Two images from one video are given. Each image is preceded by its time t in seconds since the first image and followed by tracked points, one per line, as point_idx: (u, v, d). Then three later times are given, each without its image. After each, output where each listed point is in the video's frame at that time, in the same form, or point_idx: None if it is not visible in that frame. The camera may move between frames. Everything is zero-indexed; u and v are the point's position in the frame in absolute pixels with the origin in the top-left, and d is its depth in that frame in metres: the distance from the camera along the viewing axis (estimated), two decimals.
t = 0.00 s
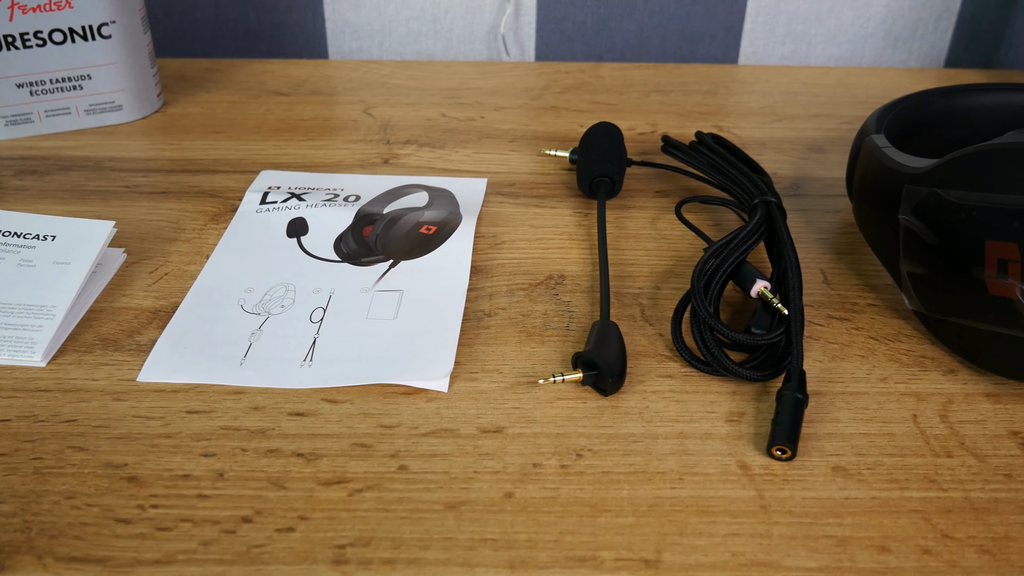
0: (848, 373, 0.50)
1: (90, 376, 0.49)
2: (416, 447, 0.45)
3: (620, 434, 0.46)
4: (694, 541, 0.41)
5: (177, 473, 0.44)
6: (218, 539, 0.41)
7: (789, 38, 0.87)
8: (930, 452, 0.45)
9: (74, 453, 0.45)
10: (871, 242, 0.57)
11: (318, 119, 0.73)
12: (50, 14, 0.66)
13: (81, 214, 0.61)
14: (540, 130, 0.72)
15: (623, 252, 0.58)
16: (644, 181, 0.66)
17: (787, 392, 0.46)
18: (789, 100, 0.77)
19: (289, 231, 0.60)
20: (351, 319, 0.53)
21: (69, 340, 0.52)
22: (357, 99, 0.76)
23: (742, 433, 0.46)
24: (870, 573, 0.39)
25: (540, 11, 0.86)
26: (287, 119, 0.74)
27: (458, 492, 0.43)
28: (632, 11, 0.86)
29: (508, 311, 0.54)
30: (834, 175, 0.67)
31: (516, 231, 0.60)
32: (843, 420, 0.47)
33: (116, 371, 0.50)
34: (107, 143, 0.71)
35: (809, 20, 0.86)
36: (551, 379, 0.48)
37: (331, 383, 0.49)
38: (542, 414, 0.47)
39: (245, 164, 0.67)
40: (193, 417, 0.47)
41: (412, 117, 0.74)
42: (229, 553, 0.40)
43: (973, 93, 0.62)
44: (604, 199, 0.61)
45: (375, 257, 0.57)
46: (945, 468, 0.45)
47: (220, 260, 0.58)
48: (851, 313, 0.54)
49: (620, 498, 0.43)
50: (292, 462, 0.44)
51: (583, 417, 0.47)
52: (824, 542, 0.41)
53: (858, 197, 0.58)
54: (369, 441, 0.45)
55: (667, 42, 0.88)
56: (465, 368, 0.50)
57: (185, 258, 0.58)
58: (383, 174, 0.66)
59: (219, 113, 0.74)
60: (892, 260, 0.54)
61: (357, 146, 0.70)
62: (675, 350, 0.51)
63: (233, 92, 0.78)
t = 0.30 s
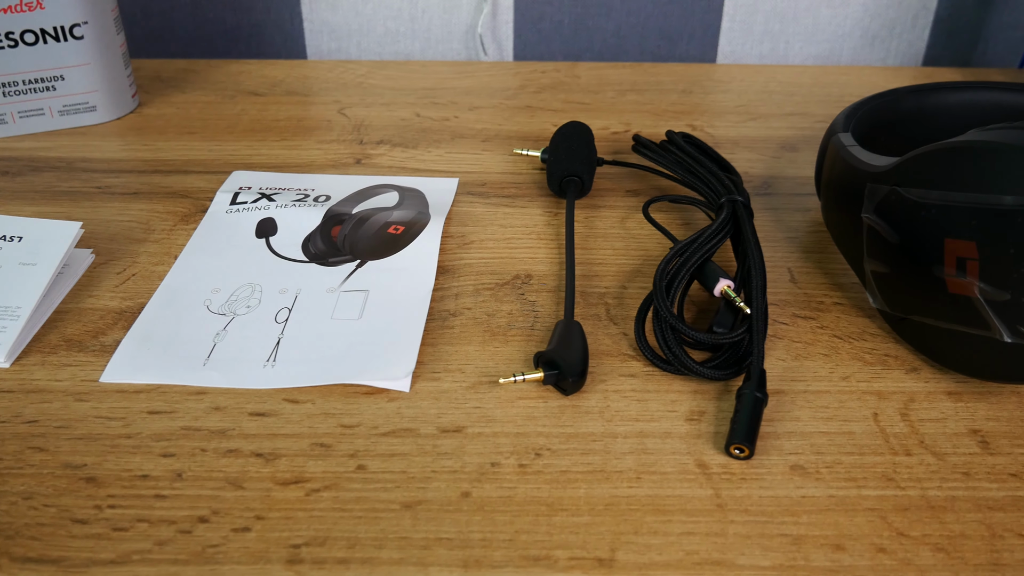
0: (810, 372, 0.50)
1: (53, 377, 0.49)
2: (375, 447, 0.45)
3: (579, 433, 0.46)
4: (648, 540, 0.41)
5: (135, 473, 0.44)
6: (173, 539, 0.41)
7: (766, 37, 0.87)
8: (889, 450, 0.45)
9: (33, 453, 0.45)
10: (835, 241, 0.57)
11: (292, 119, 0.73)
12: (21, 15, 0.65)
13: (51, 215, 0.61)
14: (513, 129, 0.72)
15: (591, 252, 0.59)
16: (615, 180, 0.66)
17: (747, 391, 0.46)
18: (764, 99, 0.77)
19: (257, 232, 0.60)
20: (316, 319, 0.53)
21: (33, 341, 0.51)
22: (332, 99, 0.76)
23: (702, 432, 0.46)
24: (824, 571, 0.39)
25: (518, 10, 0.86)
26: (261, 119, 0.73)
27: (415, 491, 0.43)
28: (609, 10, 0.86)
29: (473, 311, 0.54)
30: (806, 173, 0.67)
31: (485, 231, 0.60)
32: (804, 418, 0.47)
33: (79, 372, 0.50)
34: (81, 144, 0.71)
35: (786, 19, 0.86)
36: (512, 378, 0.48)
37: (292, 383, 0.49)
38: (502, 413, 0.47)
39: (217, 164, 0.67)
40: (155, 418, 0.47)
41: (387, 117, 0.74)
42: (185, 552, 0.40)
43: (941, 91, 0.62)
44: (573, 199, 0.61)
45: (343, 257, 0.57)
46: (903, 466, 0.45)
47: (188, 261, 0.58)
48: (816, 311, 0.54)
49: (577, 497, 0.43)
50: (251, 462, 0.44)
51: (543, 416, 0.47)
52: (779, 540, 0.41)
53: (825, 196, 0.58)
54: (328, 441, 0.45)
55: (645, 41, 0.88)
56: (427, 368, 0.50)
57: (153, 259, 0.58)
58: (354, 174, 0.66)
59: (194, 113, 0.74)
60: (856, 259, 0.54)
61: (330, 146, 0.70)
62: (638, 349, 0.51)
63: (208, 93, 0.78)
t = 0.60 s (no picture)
0: (771, 371, 0.50)
1: (15, 378, 0.49)
2: (333, 447, 0.45)
3: (537, 433, 0.46)
4: (602, 539, 0.41)
5: (93, 473, 0.44)
6: (127, 539, 0.41)
7: (744, 36, 0.87)
8: (847, 449, 0.45)
9: None
10: (801, 239, 0.57)
11: (266, 119, 0.73)
12: None
13: (19, 216, 0.61)
14: (486, 129, 0.72)
15: (558, 251, 0.59)
16: (586, 180, 0.66)
17: (705, 390, 0.46)
18: (738, 99, 0.77)
19: (226, 232, 0.60)
20: (280, 319, 0.53)
21: None
22: (307, 99, 0.76)
23: (660, 431, 0.46)
24: (775, 570, 0.39)
25: (495, 10, 0.86)
26: (235, 119, 0.74)
27: (370, 491, 0.43)
28: (586, 10, 0.86)
29: (438, 310, 0.54)
30: (776, 173, 0.67)
31: (453, 230, 0.60)
32: (763, 417, 0.47)
33: (41, 372, 0.50)
34: (53, 144, 0.70)
35: (763, 18, 0.86)
36: (471, 377, 0.48)
37: (254, 383, 0.49)
38: (461, 413, 0.47)
39: (189, 165, 0.68)
40: (115, 418, 0.47)
41: (360, 117, 0.74)
42: (138, 552, 0.40)
43: (909, 90, 0.63)
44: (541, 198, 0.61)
45: (309, 258, 0.57)
46: (861, 465, 0.45)
47: (155, 261, 0.58)
48: (780, 310, 0.54)
49: (532, 497, 0.43)
50: (209, 462, 0.45)
51: (503, 416, 0.47)
52: (732, 539, 0.41)
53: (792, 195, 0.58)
54: (287, 441, 0.46)
55: (622, 41, 0.88)
56: (389, 368, 0.50)
57: (121, 260, 0.58)
58: (325, 174, 0.66)
59: (168, 114, 0.74)
60: (820, 257, 0.54)
61: (302, 146, 0.70)
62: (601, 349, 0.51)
63: (184, 94, 0.78)
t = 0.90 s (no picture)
0: (731, 370, 0.50)
1: None
2: (290, 446, 0.45)
3: (494, 432, 0.46)
4: (553, 539, 0.41)
5: (49, 474, 0.44)
6: (80, 540, 0.41)
7: (720, 36, 0.88)
8: (803, 448, 0.45)
9: None
10: (765, 236, 0.57)
11: (238, 120, 0.74)
12: None
13: None
14: (458, 130, 0.72)
15: (524, 251, 0.59)
16: (555, 180, 0.66)
17: (662, 390, 0.46)
18: (711, 98, 0.77)
19: (193, 233, 0.60)
20: (243, 319, 0.53)
21: None
22: (280, 100, 0.77)
23: (617, 431, 0.46)
24: (725, 570, 0.39)
25: (471, 11, 0.86)
26: (208, 120, 0.74)
27: (324, 490, 0.43)
28: (562, 10, 0.86)
29: (401, 310, 0.54)
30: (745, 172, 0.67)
31: (421, 231, 0.61)
32: (720, 417, 0.47)
33: (2, 373, 0.49)
34: (25, 145, 0.70)
35: (739, 18, 0.86)
36: (430, 377, 0.48)
37: (214, 383, 0.49)
38: (419, 413, 0.47)
39: (161, 165, 0.68)
40: (73, 419, 0.47)
41: (333, 118, 0.74)
42: (90, 552, 0.40)
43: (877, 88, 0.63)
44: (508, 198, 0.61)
45: (275, 258, 0.57)
46: (816, 464, 0.45)
47: (121, 262, 0.58)
48: (743, 309, 0.54)
49: (486, 496, 0.43)
50: (165, 462, 0.45)
51: (460, 415, 0.47)
52: (684, 539, 0.41)
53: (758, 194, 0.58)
54: (244, 441, 0.46)
55: (599, 41, 0.89)
56: (349, 368, 0.50)
57: (87, 261, 0.58)
58: (296, 174, 0.67)
59: (142, 115, 0.74)
60: (783, 255, 0.54)
61: (273, 146, 0.70)
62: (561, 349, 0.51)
63: (158, 94, 0.78)
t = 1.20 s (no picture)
0: (690, 369, 0.50)
1: None
2: (245, 446, 0.45)
3: (449, 432, 0.46)
4: (503, 538, 0.41)
5: (3, 474, 0.44)
6: (31, 539, 0.40)
7: (697, 35, 0.88)
8: (758, 448, 0.45)
9: None
10: (729, 236, 0.57)
11: (211, 120, 0.74)
12: None
13: None
14: (430, 129, 0.72)
15: (489, 251, 0.59)
16: (523, 180, 0.67)
17: (617, 389, 0.46)
18: (683, 98, 0.77)
19: (159, 233, 0.60)
20: (204, 319, 0.53)
21: None
22: (254, 100, 0.77)
23: (572, 430, 0.46)
24: (673, 569, 0.39)
25: (447, 10, 0.87)
26: (181, 120, 0.74)
27: (277, 490, 0.43)
28: (539, 10, 0.87)
29: (363, 310, 0.54)
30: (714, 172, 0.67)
31: (387, 230, 0.61)
32: (676, 416, 0.47)
33: None
34: None
35: (716, 18, 0.87)
36: (386, 377, 0.48)
37: (172, 384, 0.49)
38: (376, 412, 0.47)
39: (131, 166, 0.68)
40: (30, 419, 0.47)
41: (306, 118, 0.74)
42: (40, 552, 0.40)
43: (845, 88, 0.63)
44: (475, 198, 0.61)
45: (239, 258, 0.57)
46: (769, 464, 0.45)
47: (87, 262, 0.58)
48: (705, 309, 0.54)
49: (438, 496, 0.43)
50: (120, 462, 0.45)
51: (416, 415, 0.47)
52: (633, 538, 0.41)
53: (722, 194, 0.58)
54: (199, 441, 0.46)
55: (575, 40, 0.89)
56: (308, 368, 0.50)
57: (53, 261, 0.58)
58: (265, 175, 0.67)
59: (115, 116, 0.75)
60: (744, 255, 0.54)
61: (244, 147, 0.70)
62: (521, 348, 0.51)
63: (132, 95, 0.78)
